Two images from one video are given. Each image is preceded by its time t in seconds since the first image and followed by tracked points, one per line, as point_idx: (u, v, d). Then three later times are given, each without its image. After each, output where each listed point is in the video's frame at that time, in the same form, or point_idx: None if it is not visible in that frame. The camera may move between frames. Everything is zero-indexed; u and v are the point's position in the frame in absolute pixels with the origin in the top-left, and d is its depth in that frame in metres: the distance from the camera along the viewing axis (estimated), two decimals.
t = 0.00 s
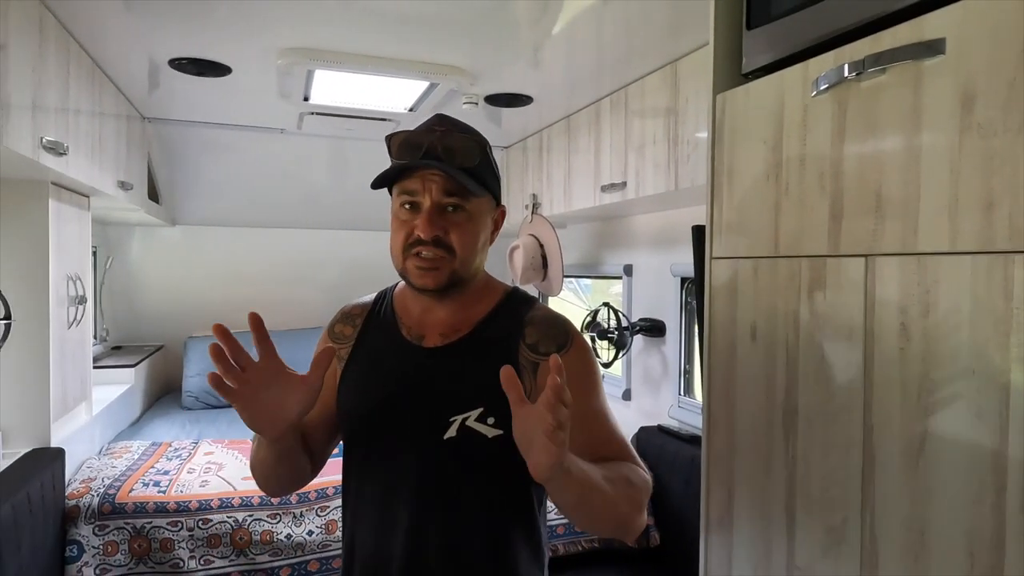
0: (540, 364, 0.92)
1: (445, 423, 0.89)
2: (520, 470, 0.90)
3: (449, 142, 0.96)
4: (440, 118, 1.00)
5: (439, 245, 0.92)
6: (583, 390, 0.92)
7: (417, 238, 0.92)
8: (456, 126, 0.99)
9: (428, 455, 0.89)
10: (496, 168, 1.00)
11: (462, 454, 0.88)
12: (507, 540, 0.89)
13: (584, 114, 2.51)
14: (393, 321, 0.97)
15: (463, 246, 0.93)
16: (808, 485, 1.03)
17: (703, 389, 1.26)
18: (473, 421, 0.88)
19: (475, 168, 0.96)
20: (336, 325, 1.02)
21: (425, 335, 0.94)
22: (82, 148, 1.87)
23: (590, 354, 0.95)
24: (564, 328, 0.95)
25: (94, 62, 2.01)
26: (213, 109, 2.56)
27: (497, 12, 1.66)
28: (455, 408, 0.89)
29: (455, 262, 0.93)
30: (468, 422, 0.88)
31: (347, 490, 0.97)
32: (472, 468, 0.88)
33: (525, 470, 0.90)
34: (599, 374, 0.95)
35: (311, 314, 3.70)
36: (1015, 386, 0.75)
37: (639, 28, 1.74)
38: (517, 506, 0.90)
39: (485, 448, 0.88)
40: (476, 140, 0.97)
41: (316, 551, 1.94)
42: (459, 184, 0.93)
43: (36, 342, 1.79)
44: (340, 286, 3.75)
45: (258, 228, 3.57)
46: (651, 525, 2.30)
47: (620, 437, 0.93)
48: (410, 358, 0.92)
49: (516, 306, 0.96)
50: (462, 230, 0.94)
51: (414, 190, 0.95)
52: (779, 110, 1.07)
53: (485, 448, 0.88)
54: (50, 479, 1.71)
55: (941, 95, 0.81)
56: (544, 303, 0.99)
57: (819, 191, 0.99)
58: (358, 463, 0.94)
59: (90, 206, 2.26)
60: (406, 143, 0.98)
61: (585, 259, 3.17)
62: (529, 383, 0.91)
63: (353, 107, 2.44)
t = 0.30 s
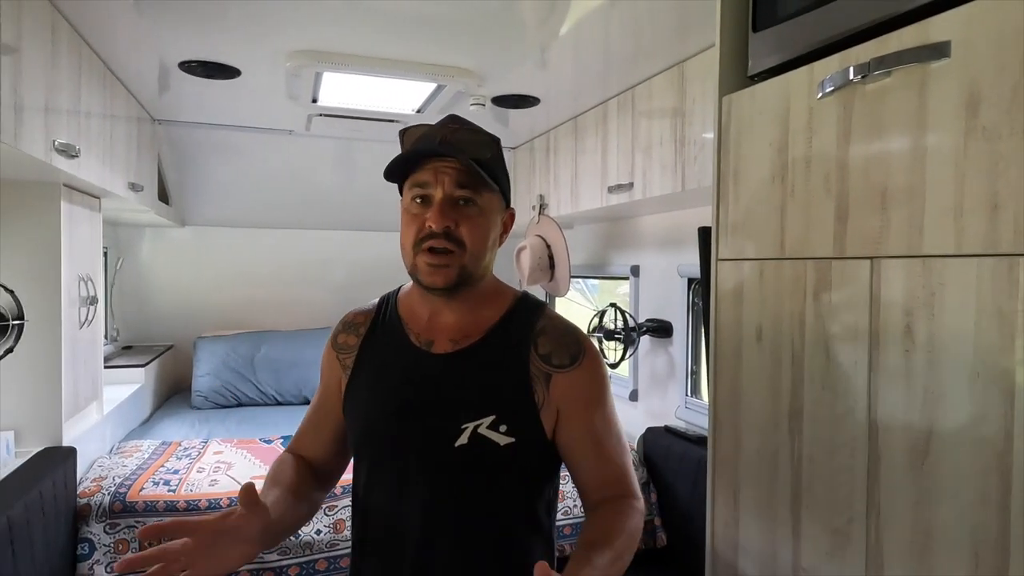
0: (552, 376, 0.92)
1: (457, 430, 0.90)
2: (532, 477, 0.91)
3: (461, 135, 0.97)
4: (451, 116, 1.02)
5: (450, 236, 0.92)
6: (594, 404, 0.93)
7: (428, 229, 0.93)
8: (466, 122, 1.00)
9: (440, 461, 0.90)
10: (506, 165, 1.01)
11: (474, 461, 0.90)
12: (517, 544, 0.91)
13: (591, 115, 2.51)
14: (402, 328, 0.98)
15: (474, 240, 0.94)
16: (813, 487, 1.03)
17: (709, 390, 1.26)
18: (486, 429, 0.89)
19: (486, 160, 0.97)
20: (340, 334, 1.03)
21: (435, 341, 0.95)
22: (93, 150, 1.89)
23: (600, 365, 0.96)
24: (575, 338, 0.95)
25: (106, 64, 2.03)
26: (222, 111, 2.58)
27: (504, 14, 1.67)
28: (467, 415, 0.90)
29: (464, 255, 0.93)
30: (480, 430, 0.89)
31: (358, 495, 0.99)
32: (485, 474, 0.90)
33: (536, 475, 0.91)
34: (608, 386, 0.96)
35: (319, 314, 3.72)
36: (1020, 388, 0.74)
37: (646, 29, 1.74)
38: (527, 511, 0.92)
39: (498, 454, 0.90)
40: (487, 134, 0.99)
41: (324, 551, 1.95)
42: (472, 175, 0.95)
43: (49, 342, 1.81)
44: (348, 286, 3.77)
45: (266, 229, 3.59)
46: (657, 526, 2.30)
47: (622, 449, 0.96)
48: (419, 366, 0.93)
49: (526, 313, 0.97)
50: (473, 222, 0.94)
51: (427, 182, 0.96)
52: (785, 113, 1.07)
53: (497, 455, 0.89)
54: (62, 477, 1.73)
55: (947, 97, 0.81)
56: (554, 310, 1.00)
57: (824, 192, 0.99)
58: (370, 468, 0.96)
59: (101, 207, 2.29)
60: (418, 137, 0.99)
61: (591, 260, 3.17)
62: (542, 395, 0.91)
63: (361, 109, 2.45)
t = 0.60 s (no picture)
0: (560, 370, 0.91)
1: (466, 424, 0.90)
2: (540, 472, 0.91)
3: (473, 131, 0.98)
4: (463, 113, 1.02)
5: (459, 232, 0.93)
6: (601, 398, 0.92)
7: (437, 224, 0.93)
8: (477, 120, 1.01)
9: (449, 456, 0.90)
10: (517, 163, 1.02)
11: (483, 456, 0.90)
12: (527, 538, 0.91)
13: (599, 113, 2.51)
14: (410, 325, 0.98)
15: (483, 235, 0.94)
16: (822, 484, 1.03)
17: (717, 388, 1.26)
18: (494, 423, 0.89)
19: (497, 155, 0.97)
20: (347, 334, 1.03)
21: (443, 337, 0.95)
22: (105, 149, 1.90)
23: (608, 359, 0.95)
24: (583, 333, 0.95)
25: (117, 63, 2.04)
26: (231, 110, 2.59)
27: (512, 12, 1.67)
28: (476, 410, 0.90)
29: (472, 251, 0.94)
30: (489, 425, 0.90)
31: (368, 490, 0.99)
32: (494, 469, 0.90)
33: (544, 470, 0.92)
34: (616, 381, 0.96)
35: (328, 312, 3.74)
36: None
37: (654, 26, 1.73)
38: (537, 506, 0.92)
39: (508, 449, 0.90)
40: (499, 131, 0.99)
41: (332, 547, 1.96)
42: (483, 172, 0.95)
43: (60, 339, 1.83)
44: (356, 285, 3.79)
45: (275, 227, 3.61)
46: (665, 525, 2.30)
47: (632, 444, 0.95)
48: (429, 362, 0.94)
49: (535, 308, 0.97)
50: (482, 218, 0.95)
51: (437, 177, 0.97)
52: (793, 109, 1.06)
53: (506, 450, 0.89)
54: (74, 472, 1.75)
55: (957, 92, 0.80)
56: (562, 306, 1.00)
57: (834, 188, 0.98)
58: (379, 464, 0.96)
59: (112, 206, 2.31)
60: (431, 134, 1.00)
61: (600, 258, 3.16)
62: (550, 389, 0.91)
63: (369, 107, 2.46)
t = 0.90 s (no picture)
0: (567, 373, 0.91)
1: (473, 426, 0.90)
2: (547, 474, 0.91)
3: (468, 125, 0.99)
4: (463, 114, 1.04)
5: (454, 223, 0.92)
6: (609, 402, 0.92)
7: (434, 217, 0.93)
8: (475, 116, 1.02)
9: (456, 458, 0.91)
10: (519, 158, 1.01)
11: (490, 458, 0.90)
12: (534, 540, 0.91)
13: (607, 113, 2.50)
14: (419, 326, 0.99)
15: (480, 227, 0.93)
16: (829, 487, 1.02)
17: (724, 389, 1.25)
18: (501, 425, 0.90)
19: (492, 147, 0.97)
20: (359, 336, 1.04)
21: (452, 338, 0.96)
22: (115, 149, 1.92)
23: (617, 362, 0.95)
24: (591, 336, 0.95)
25: (128, 64, 2.06)
26: (241, 110, 2.61)
27: (519, 12, 1.67)
28: (482, 412, 0.90)
29: (469, 242, 0.93)
30: (495, 427, 0.90)
31: (376, 491, 1.00)
32: (501, 472, 0.90)
33: (551, 473, 0.91)
34: (625, 386, 0.95)
35: (336, 311, 3.76)
36: None
37: (662, 26, 1.73)
38: (543, 508, 0.92)
39: (514, 451, 0.90)
40: (495, 125, 0.99)
41: (340, 546, 1.97)
42: (478, 164, 0.96)
43: (71, 339, 1.84)
44: (365, 284, 3.80)
45: (285, 227, 3.62)
46: (673, 525, 2.30)
47: (640, 448, 0.95)
48: (437, 364, 0.94)
49: (542, 311, 0.97)
50: (479, 210, 0.94)
51: (436, 173, 0.98)
52: (801, 110, 1.06)
53: (512, 451, 0.89)
54: (85, 470, 1.77)
55: (966, 93, 0.80)
56: (571, 307, 1.00)
57: (842, 188, 0.98)
58: (387, 466, 0.97)
59: (123, 206, 2.33)
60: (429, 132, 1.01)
61: (608, 258, 3.15)
62: (557, 392, 0.91)
63: (378, 107, 2.47)
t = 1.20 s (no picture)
0: (576, 372, 0.91)
1: (480, 425, 0.90)
2: (556, 474, 0.91)
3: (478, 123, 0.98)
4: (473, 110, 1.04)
5: (464, 222, 0.92)
6: (619, 403, 0.92)
7: (444, 216, 0.93)
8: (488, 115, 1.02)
9: (465, 457, 0.90)
10: (530, 156, 1.00)
11: (498, 457, 0.89)
12: (543, 540, 0.91)
13: (618, 109, 2.49)
14: (429, 324, 0.99)
15: (489, 226, 0.93)
16: (846, 487, 1.01)
17: (738, 387, 1.24)
18: (509, 424, 0.89)
19: (503, 145, 0.96)
20: (371, 333, 1.05)
21: (461, 337, 0.95)
22: (128, 148, 1.93)
23: (628, 362, 0.94)
24: (601, 335, 0.94)
25: (140, 63, 2.07)
26: (252, 108, 2.61)
27: (530, 9, 1.66)
28: (490, 411, 0.90)
29: (479, 241, 0.92)
30: (503, 426, 0.89)
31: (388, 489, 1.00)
32: (509, 471, 0.89)
33: (560, 473, 0.91)
34: (636, 386, 0.95)
35: (347, 309, 3.77)
36: None
37: (674, 21, 1.71)
38: (553, 507, 0.91)
39: (522, 450, 0.89)
40: (506, 122, 0.99)
41: (351, 543, 1.97)
42: (489, 162, 0.95)
43: (84, 337, 1.86)
44: (375, 281, 3.80)
45: (295, 225, 3.64)
46: (684, 524, 2.29)
47: (650, 448, 0.94)
48: (446, 360, 0.94)
49: (552, 309, 0.96)
50: (489, 208, 0.94)
51: (446, 171, 0.98)
52: (818, 105, 1.04)
53: (521, 451, 0.89)
54: (99, 466, 1.78)
55: (989, 87, 0.78)
56: (582, 306, 0.99)
57: (859, 185, 0.96)
58: (398, 464, 0.97)
59: (135, 204, 2.34)
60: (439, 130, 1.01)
61: (618, 255, 3.14)
62: (566, 391, 0.91)
63: (388, 105, 2.47)
